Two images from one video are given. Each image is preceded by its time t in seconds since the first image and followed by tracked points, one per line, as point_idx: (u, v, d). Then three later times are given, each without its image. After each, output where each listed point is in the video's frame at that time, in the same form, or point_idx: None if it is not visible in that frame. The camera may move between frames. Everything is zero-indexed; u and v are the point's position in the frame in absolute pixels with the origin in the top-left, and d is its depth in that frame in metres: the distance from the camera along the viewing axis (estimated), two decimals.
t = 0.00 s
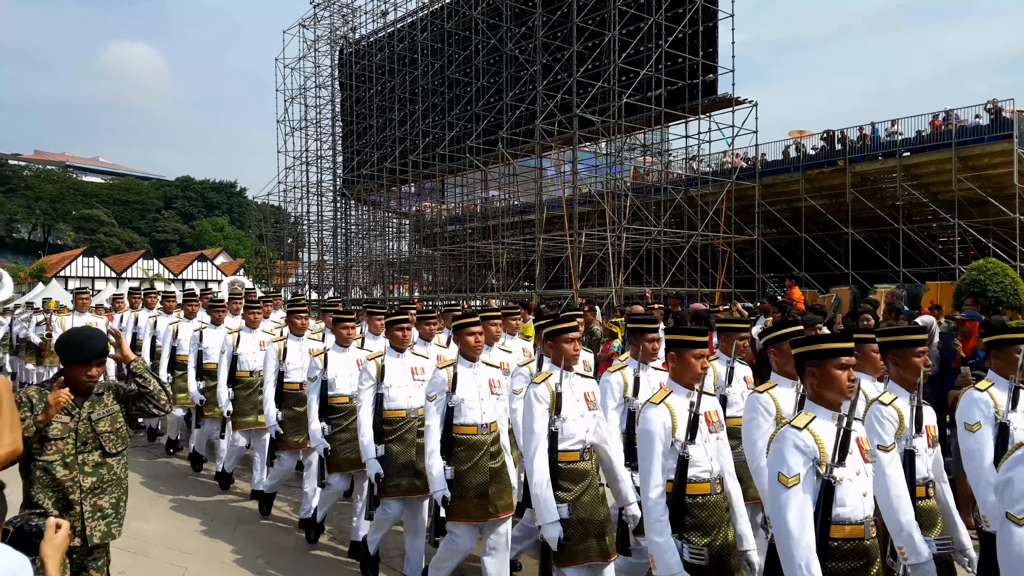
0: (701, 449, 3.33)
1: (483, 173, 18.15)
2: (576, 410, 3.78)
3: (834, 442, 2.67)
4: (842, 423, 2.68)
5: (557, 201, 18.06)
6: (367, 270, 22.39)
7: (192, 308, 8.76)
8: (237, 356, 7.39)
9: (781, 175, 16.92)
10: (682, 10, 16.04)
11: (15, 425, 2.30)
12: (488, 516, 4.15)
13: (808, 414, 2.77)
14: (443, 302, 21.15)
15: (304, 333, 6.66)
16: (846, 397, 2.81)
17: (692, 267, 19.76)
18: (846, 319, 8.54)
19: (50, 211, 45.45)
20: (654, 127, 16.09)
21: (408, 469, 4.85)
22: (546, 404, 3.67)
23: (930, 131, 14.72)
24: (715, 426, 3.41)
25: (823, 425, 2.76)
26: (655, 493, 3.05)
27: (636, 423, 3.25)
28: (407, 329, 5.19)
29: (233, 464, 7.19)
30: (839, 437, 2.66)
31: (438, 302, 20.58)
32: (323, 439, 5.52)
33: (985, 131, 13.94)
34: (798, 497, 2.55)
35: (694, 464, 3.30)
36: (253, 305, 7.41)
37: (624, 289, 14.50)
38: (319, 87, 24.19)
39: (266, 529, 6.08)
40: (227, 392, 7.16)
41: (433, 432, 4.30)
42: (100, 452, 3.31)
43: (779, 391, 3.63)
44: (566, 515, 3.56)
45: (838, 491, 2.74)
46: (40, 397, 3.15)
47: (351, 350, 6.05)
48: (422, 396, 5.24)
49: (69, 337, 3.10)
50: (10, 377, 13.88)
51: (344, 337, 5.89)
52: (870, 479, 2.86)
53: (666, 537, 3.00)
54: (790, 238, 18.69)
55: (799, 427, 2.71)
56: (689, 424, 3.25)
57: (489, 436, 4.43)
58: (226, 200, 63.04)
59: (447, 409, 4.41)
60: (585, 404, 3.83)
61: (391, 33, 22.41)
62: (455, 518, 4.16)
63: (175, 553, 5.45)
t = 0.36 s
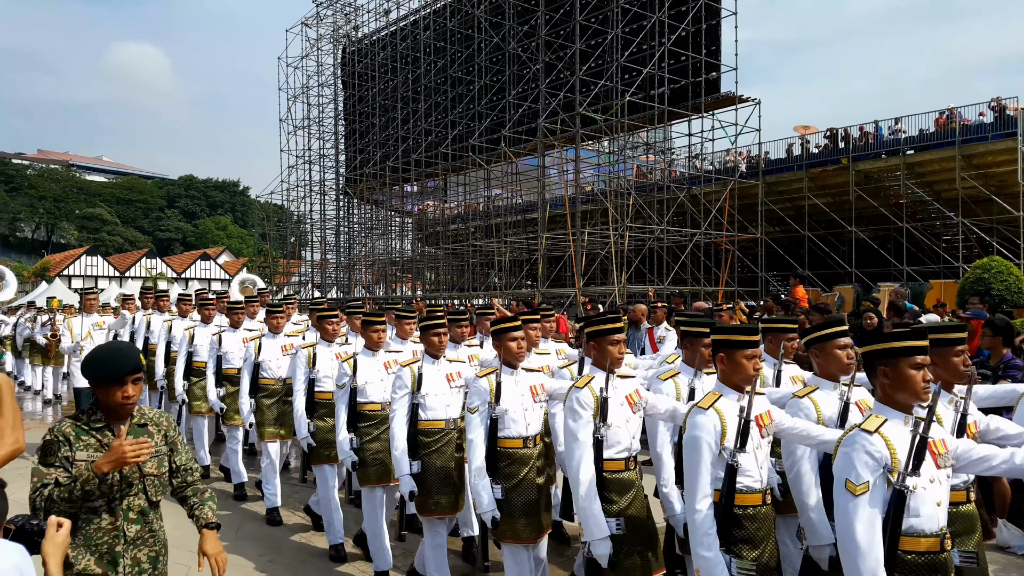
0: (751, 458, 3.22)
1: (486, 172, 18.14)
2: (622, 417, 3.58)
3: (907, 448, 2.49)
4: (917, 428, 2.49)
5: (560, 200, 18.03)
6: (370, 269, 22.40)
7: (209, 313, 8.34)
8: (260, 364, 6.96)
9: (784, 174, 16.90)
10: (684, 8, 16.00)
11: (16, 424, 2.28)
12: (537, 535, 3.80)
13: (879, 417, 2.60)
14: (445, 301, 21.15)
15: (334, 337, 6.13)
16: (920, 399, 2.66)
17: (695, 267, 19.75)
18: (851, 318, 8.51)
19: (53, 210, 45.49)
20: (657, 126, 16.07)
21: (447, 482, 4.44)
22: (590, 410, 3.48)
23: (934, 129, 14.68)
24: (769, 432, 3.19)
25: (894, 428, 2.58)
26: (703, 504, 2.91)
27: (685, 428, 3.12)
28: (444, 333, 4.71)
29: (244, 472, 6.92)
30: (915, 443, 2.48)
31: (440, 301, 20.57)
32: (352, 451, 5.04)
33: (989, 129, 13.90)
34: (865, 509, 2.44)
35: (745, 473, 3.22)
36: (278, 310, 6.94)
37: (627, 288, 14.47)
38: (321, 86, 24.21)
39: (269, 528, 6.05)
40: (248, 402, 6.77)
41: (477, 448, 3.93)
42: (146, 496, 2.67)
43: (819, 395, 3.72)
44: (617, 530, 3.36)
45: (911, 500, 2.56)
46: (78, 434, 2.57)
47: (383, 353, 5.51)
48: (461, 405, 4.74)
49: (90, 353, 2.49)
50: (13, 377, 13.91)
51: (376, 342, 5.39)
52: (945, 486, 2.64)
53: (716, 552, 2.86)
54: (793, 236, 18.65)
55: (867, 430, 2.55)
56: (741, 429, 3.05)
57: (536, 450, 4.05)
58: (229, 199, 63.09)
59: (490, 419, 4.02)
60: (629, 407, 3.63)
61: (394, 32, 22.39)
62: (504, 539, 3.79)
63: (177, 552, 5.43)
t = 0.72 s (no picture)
0: (810, 468, 3.02)
1: (488, 172, 18.16)
2: (662, 422, 3.47)
3: (990, 459, 2.34)
4: (997, 438, 2.36)
5: (563, 201, 18.05)
6: (372, 269, 22.41)
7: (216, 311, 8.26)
8: (287, 366, 6.47)
9: (786, 174, 16.90)
10: (687, 8, 15.98)
11: (16, 423, 2.28)
12: (570, 545, 3.67)
13: (956, 425, 2.44)
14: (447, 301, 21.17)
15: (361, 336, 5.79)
16: (1000, 405, 2.48)
17: (698, 266, 19.77)
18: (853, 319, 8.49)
19: (56, 211, 45.54)
20: (659, 126, 16.07)
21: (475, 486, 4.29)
22: (627, 414, 3.31)
23: (937, 129, 14.67)
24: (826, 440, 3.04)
25: (971, 436, 2.44)
26: (764, 516, 2.73)
27: (742, 434, 2.90)
28: (478, 331, 4.45)
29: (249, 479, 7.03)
30: (999, 455, 2.33)
31: (443, 301, 20.59)
32: (380, 455, 4.76)
33: (992, 129, 13.86)
34: (946, 521, 2.28)
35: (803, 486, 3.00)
36: (305, 308, 6.49)
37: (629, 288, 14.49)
38: (324, 87, 24.25)
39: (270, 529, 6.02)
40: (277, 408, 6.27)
41: (510, 449, 3.69)
42: (201, 523, 2.58)
43: (859, 394, 3.40)
44: (653, 541, 3.30)
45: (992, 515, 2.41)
46: (141, 444, 2.49)
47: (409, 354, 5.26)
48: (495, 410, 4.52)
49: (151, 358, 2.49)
50: (18, 377, 13.96)
51: (402, 339, 5.13)
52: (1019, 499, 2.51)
53: (774, 568, 2.70)
54: (796, 236, 18.65)
55: (947, 439, 2.39)
56: (804, 438, 2.89)
57: (569, 454, 3.90)
58: (232, 200, 63.14)
59: (526, 421, 3.83)
60: (670, 413, 3.50)
61: (396, 32, 22.38)
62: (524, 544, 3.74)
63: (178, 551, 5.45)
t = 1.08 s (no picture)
0: (880, 476, 2.86)
1: (491, 172, 18.18)
2: (708, 428, 3.33)
3: None
4: None
5: (566, 201, 18.06)
6: (375, 270, 22.43)
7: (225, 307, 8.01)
8: (318, 370, 6.20)
9: (790, 174, 16.86)
10: (690, 8, 15.96)
11: (19, 423, 2.30)
12: (607, 557, 3.64)
13: None
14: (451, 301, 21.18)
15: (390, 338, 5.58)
16: None
17: (701, 267, 19.76)
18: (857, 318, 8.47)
19: (61, 211, 45.64)
20: (662, 126, 16.05)
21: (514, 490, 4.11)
22: (673, 420, 3.16)
23: (941, 129, 14.62)
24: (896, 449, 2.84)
25: None
26: (833, 527, 2.61)
27: (810, 440, 2.78)
28: (511, 333, 4.42)
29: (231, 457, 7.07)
30: None
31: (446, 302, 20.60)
32: (415, 465, 4.62)
33: (997, 128, 13.81)
34: None
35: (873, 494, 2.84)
36: (336, 308, 6.23)
37: (632, 289, 14.49)
38: (328, 87, 24.30)
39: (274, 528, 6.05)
40: (308, 413, 5.91)
41: (545, 456, 3.56)
42: (292, 554, 2.23)
43: (913, 402, 3.36)
44: (700, 553, 3.15)
45: None
46: (201, 475, 2.16)
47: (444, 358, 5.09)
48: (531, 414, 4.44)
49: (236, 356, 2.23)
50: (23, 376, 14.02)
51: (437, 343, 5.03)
52: None
53: None
54: (799, 236, 18.63)
55: None
56: (875, 448, 2.70)
57: (605, 460, 3.77)
58: (236, 200, 63.22)
59: (561, 426, 3.67)
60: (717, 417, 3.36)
61: (399, 32, 22.36)
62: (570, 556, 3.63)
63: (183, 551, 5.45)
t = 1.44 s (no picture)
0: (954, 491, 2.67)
1: (495, 172, 18.16)
2: (753, 437, 3.25)
3: None
4: None
5: (569, 200, 18.06)
6: (379, 269, 22.44)
7: (241, 311, 7.70)
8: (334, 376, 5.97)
9: (795, 174, 16.83)
10: (694, 7, 15.95)
11: (21, 423, 2.32)
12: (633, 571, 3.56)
13: None
14: (454, 301, 21.19)
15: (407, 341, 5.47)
16: None
17: (705, 266, 19.76)
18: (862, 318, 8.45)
19: (65, 210, 45.68)
20: (666, 125, 16.04)
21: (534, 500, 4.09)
22: (718, 429, 3.01)
23: (946, 128, 14.59)
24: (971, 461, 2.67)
25: None
26: (904, 548, 2.44)
27: (874, 454, 2.61)
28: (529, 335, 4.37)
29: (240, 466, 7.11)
30: None
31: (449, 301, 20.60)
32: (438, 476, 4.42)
33: (1002, 127, 13.78)
34: None
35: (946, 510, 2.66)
36: (352, 311, 5.93)
37: (636, 288, 14.47)
38: (332, 87, 24.33)
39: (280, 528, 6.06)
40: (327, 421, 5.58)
41: (570, 468, 3.47)
42: None
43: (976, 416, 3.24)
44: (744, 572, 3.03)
45: None
46: (283, 560, 1.75)
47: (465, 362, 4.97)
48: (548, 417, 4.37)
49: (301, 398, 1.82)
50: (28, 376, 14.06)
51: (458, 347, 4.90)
52: None
53: None
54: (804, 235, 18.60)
55: None
56: (948, 460, 2.52)
57: (634, 470, 3.69)
58: (240, 200, 63.28)
59: (585, 436, 3.61)
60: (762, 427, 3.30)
61: (403, 32, 22.37)
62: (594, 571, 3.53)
63: (188, 551, 5.47)
